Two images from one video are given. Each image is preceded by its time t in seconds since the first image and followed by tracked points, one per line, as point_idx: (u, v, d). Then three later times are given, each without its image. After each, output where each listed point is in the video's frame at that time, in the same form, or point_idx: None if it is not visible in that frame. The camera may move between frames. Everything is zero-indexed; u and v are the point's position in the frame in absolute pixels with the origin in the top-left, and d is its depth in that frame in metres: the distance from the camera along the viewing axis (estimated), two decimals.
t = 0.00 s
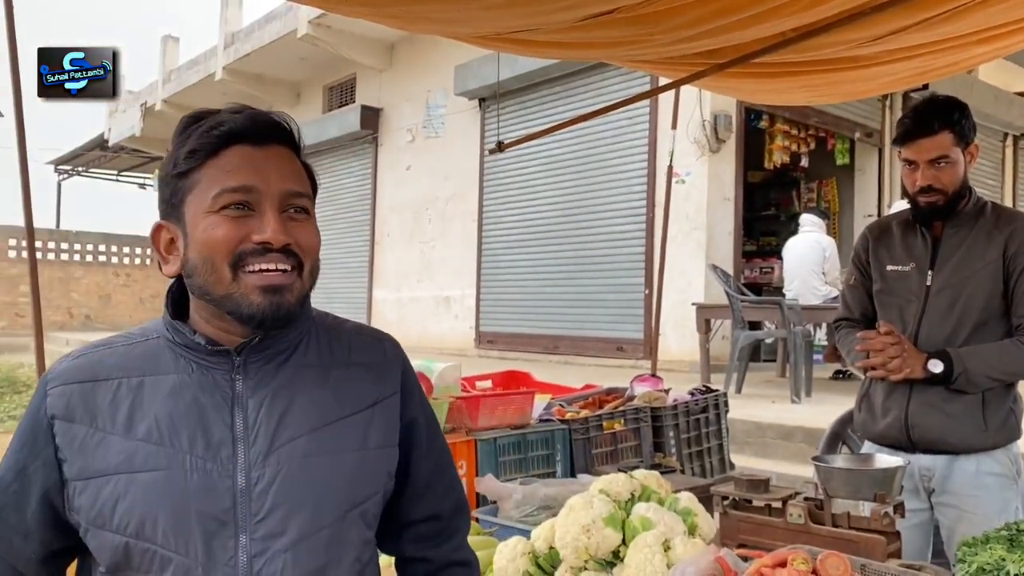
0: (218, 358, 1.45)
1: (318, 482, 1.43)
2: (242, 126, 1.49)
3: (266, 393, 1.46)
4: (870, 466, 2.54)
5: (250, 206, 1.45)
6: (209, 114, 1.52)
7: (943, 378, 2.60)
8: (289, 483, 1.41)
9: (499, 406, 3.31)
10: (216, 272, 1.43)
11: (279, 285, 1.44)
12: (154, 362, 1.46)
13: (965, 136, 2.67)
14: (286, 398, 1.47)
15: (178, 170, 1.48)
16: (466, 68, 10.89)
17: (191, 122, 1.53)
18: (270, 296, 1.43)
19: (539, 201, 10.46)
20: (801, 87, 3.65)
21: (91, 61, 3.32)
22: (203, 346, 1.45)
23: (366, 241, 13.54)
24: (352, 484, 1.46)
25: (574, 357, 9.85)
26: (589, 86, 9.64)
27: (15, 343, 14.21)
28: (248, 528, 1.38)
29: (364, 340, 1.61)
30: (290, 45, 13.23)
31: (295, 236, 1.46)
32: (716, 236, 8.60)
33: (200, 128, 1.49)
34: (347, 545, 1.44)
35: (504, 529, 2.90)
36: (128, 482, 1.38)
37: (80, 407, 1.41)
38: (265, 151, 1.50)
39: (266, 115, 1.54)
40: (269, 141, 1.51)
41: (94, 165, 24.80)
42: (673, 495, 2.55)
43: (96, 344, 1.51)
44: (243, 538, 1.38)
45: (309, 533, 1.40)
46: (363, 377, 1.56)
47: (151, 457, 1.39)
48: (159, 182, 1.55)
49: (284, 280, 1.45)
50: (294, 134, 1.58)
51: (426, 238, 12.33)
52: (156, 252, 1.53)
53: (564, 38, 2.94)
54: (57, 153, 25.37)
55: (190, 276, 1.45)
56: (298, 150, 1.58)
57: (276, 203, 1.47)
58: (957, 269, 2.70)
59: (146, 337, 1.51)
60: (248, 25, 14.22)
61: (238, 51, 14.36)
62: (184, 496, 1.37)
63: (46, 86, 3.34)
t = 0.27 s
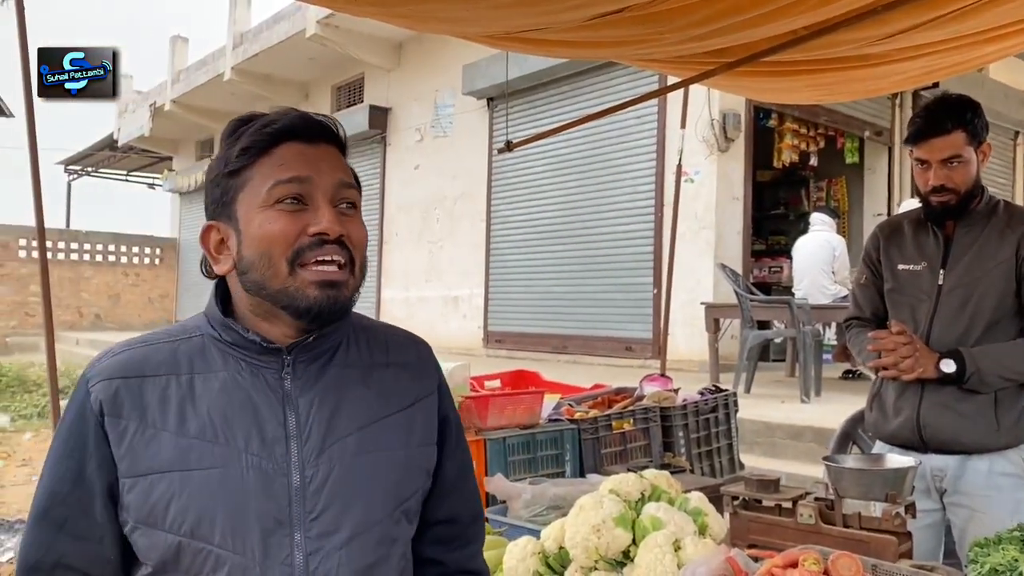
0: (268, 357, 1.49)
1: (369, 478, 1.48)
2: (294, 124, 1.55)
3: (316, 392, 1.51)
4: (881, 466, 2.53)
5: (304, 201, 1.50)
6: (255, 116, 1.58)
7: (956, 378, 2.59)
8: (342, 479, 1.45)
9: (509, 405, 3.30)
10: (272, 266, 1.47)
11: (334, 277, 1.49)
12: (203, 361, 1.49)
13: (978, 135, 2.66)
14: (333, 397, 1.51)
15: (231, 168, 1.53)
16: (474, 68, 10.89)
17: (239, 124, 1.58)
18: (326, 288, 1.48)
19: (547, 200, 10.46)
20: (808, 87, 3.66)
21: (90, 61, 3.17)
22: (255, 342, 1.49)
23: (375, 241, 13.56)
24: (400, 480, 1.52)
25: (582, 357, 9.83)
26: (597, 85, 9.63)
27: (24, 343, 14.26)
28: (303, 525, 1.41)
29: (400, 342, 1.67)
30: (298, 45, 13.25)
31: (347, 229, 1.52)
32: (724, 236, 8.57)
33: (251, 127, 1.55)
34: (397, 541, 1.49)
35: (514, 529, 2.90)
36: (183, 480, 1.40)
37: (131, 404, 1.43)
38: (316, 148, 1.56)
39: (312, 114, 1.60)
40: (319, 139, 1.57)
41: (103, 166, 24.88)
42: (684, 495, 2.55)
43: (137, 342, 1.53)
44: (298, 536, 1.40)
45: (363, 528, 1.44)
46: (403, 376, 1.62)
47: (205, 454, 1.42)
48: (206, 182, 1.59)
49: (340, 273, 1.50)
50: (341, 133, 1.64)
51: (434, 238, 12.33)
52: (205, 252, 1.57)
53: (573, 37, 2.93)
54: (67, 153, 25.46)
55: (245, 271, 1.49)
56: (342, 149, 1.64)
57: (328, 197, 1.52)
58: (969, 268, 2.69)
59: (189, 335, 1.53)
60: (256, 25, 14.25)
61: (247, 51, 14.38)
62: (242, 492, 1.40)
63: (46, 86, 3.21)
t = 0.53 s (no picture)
0: (336, 357, 1.51)
1: (436, 482, 1.51)
2: (356, 122, 1.57)
3: (381, 394, 1.53)
4: (884, 466, 2.52)
5: (362, 197, 1.51)
6: (320, 115, 1.60)
7: (961, 378, 2.58)
8: (412, 483, 1.48)
9: (511, 405, 3.32)
10: (327, 260, 1.48)
11: (388, 272, 1.48)
12: (269, 360, 1.49)
13: (982, 134, 2.65)
14: (398, 400, 1.54)
15: (295, 164, 1.55)
16: (476, 67, 10.89)
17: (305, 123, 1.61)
18: (380, 282, 1.47)
19: (550, 200, 10.45)
20: (811, 86, 3.65)
21: (90, 61, 3.13)
22: (324, 340, 1.51)
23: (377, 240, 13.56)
24: (462, 484, 1.55)
25: (585, 357, 9.83)
26: (599, 84, 9.63)
27: (27, 343, 14.32)
28: (375, 528, 1.42)
29: (451, 347, 1.71)
30: (300, 45, 13.26)
31: (404, 228, 1.52)
32: (726, 236, 8.57)
33: (315, 125, 1.57)
34: (460, 543, 1.52)
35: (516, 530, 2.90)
36: (258, 482, 1.39)
37: (202, 404, 1.40)
38: (378, 146, 1.58)
39: (377, 114, 1.62)
40: (381, 137, 1.59)
41: (106, 166, 24.93)
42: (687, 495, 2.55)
43: (198, 339, 1.50)
44: (370, 540, 1.42)
45: (433, 532, 1.47)
46: (458, 381, 1.66)
47: (279, 456, 1.41)
48: (273, 180, 1.62)
49: (394, 268, 1.49)
50: (406, 134, 1.66)
51: (436, 237, 12.34)
52: (268, 249, 1.59)
53: (576, 36, 2.93)
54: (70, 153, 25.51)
55: (303, 266, 1.50)
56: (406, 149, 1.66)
57: (386, 194, 1.53)
58: (973, 268, 2.68)
59: (251, 335, 1.53)
60: (258, 25, 14.26)
61: (249, 51, 14.40)
62: (317, 496, 1.40)
63: (46, 86, 3.21)
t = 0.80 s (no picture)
0: (408, 352, 1.53)
1: (510, 480, 1.51)
2: (428, 115, 1.58)
3: (452, 390, 1.54)
4: (879, 466, 2.53)
5: (434, 190, 1.52)
6: (389, 109, 1.62)
7: (956, 378, 2.59)
8: (487, 481, 1.48)
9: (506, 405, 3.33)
10: (399, 253, 1.49)
11: (460, 265, 1.49)
12: (342, 356, 1.51)
13: (976, 135, 2.66)
14: (469, 398, 1.55)
15: (365, 158, 1.57)
16: (471, 67, 10.89)
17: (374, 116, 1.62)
18: (453, 275, 1.48)
19: (547, 200, 10.44)
20: (810, 86, 3.65)
21: (90, 61, 3.11)
22: (398, 334, 1.52)
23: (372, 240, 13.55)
24: (534, 482, 1.55)
25: (580, 356, 9.83)
26: (595, 84, 9.63)
27: (20, 343, 14.30)
28: (453, 526, 1.42)
29: (514, 346, 1.72)
30: (295, 45, 13.24)
31: (475, 223, 1.53)
32: (721, 235, 8.57)
33: (385, 118, 1.59)
34: (533, 543, 1.52)
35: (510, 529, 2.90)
36: (337, 478, 1.38)
37: (280, 398, 1.41)
38: (450, 139, 1.59)
39: (448, 108, 1.63)
40: (452, 130, 1.61)
41: (101, 166, 24.89)
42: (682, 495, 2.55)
43: (271, 334, 1.52)
44: (448, 538, 1.41)
45: (508, 531, 1.47)
46: (524, 379, 1.67)
47: (357, 451, 1.41)
48: (339, 172, 1.63)
49: (465, 261, 1.50)
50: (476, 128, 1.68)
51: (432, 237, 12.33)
52: (334, 244, 1.60)
53: (573, 36, 2.93)
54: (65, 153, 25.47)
55: (373, 260, 1.51)
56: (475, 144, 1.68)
57: (459, 188, 1.54)
58: (968, 268, 2.69)
59: (321, 331, 1.54)
60: (254, 25, 14.24)
61: (244, 51, 14.38)
62: (396, 492, 1.40)
63: (46, 86, 3.15)
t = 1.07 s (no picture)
0: (454, 354, 1.51)
1: (559, 482, 1.50)
2: (471, 119, 1.59)
3: (500, 392, 1.53)
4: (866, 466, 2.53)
5: (482, 193, 1.51)
6: (430, 115, 1.62)
7: (943, 379, 2.60)
8: (536, 482, 1.46)
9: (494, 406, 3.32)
10: (451, 258, 1.47)
11: (512, 267, 1.47)
12: (389, 357, 1.49)
13: (962, 137, 2.67)
14: (516, 400, 1.54)
15: (410, 162, 1.56)
16: (461, 68, 10.88)
17: (415, 123, 1.63)
18: (506, 277, 1.46)
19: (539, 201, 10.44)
20: (800, 87, 3.66)
21: (91, 62, 3.29)
22: (445, 335, 1.50)
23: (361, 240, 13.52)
24: (582, 485, 1.54)
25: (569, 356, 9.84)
26: (585, 85, 9.63)
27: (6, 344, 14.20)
28: (505, 527, 1.41)
29: (554, 350, 1.71)
30: (284, 44, 13.20)
31: (525, 225, 1.52)
32: (710, 236, 8.59)
33: (428, 123, 1.59)
34: (583, 545, 1.50)
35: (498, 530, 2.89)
36: (392, 479, 1.37)
37: (331, 398, 1.40)
38: (494, 142, 1.59)
39: (490, 113, 1.64)
40: (497, 134, 1.61)
41: (89, 165, 24.75)
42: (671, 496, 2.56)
43: (318, 336, 1.50)
44: (500, 539, 1.40)
45: (559, 533, 1.46)
46: (566, 383, 1.66)
47: (410, 451, 1.39)
48: (382, 178, 1.63)
49: (516, 264, 1.48)
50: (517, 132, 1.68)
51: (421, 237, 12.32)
52: (378, 249, 1.59)
53: (563, 37, 2.93)
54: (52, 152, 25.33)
55: (423, 264, 1.50)
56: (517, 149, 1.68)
57: (506, 191, 1.53)
58: (954, 270, 2.70)
59: (367, 334, 1.53)
60: (243, 24, 14.18)
61: (233, 50, 14.32)
62: (450, 492, 1.38)
63: (46, 86, 3.32)
